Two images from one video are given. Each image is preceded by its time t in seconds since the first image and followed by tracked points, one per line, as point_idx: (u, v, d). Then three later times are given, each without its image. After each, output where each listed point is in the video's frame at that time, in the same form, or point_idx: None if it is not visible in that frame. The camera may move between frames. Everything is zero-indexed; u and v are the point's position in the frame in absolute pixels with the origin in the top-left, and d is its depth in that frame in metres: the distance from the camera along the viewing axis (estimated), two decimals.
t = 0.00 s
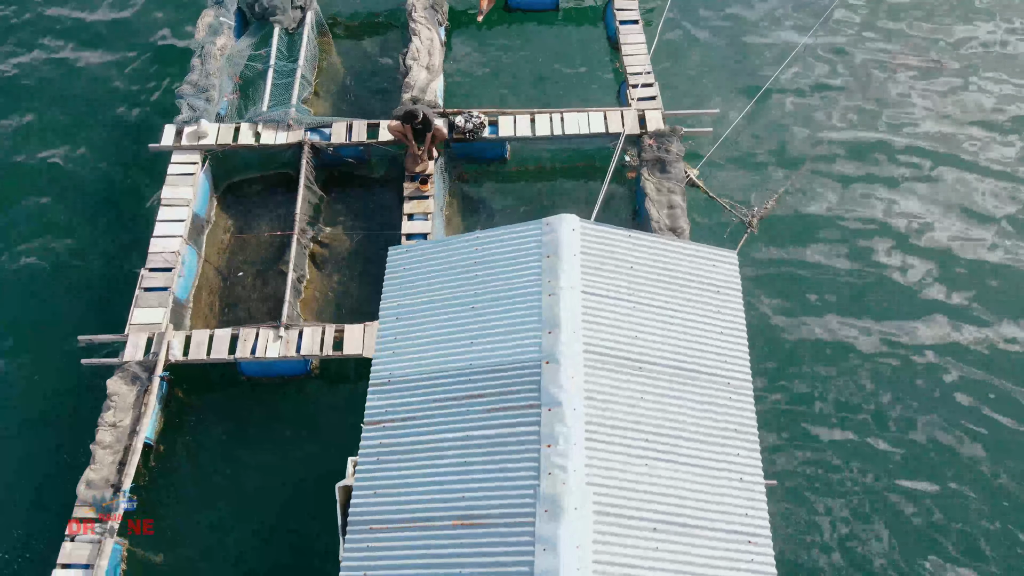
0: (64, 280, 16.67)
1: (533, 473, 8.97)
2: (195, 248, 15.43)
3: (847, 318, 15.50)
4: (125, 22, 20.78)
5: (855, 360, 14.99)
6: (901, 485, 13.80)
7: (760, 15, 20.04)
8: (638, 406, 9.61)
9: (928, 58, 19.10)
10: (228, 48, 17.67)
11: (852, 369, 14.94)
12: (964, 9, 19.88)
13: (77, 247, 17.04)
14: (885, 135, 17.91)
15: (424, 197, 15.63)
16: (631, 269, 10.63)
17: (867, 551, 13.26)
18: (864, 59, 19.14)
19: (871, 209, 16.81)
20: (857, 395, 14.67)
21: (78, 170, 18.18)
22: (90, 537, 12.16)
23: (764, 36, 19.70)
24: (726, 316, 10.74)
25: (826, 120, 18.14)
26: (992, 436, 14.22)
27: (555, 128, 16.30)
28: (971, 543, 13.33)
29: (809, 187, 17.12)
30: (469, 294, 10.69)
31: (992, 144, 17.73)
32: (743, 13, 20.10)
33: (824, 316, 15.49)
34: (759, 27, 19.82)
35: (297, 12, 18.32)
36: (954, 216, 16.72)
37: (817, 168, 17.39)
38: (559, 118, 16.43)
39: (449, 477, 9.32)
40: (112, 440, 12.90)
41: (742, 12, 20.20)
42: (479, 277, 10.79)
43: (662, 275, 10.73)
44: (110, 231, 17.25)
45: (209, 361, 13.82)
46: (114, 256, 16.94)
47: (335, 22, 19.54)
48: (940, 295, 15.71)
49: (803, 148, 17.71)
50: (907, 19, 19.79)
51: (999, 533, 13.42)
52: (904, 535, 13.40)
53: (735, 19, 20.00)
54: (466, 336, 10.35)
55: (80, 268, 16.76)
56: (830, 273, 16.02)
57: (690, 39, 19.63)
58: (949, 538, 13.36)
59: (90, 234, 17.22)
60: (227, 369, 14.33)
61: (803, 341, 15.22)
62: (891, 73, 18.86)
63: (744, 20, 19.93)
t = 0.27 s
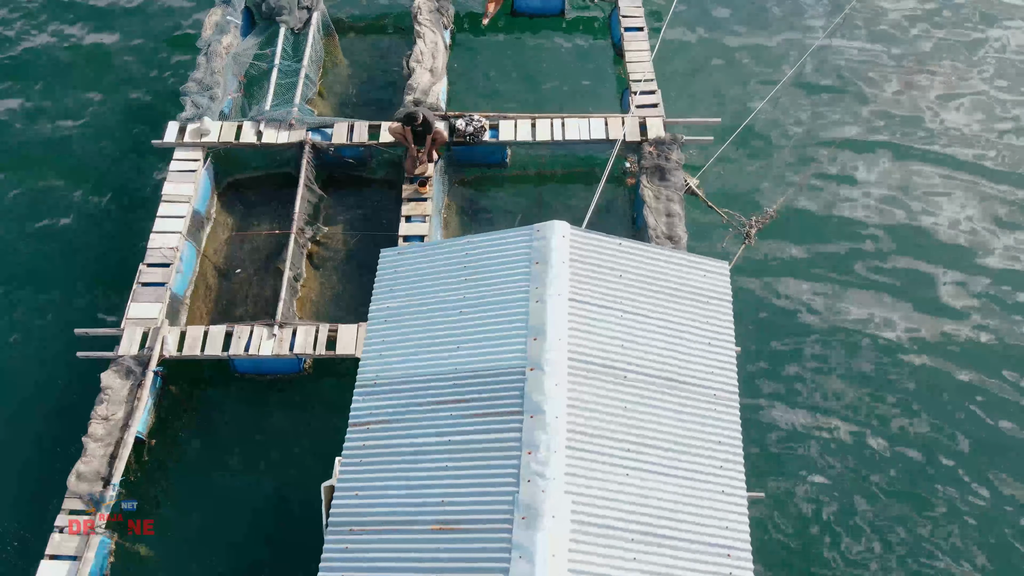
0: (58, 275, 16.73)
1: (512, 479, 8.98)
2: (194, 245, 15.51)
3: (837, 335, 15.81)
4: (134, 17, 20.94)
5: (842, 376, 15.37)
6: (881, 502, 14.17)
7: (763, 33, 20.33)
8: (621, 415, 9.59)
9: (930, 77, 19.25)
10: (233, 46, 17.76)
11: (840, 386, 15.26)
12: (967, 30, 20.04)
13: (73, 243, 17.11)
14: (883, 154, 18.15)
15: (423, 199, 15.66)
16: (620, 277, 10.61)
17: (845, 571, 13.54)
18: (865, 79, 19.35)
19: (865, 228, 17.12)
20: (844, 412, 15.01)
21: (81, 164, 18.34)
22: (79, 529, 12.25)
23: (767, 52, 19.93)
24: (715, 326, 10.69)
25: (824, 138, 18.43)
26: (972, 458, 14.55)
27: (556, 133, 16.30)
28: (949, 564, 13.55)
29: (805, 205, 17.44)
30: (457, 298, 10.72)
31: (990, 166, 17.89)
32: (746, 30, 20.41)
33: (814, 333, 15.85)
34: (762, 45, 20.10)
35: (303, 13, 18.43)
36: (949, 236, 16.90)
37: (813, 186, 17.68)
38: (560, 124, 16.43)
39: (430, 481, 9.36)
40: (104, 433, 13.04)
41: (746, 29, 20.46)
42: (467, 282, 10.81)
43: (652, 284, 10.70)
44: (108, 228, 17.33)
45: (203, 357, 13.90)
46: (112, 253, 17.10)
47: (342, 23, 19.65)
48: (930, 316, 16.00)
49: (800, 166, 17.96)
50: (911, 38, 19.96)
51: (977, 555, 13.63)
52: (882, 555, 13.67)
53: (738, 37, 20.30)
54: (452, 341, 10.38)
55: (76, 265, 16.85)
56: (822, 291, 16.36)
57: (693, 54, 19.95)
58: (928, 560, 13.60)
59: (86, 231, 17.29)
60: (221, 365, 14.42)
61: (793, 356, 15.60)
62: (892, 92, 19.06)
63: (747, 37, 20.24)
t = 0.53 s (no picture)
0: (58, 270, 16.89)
1: (489, 484, 8.99)
2: (192, 241, 15.63)
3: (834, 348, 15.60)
4: (145, 14, 21.17)
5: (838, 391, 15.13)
6: (875, 518, 13.91)
7: (770, 41, 20.16)
8: (601, 424, 9.59)
9: (937, 90, 19.07)
10: (239, 45, 17.90)
11: (834, 400, 15.05)
12: (977, 44, 19.84)
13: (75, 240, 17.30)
14: (888, 166, 17.93)
15: (420, 201, 15.68)
16: (606, 286, 10.62)
17: None
18: (872, 90, 19.16)
19: (866, 241, 16.91)
20: (839, 426, 14.78)
21: (85, 160, 18.52)
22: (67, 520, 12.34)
23: (773, 62, 19.79)
24: (701, 337, 10.67)
25: (829, 149, 18.20)
26: (970, 476, 14.27)
27: (555, 138, 16.29)
28: None
29: (806, 216, 17.21)
30: (444, 301, 10.74)
31: (996, 181, 17.67)
32: (753, 39, 20.25)
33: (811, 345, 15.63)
34: (768, 54, 19.95)
35: (309, 13, 18.51)
36: (952, 250, 16.68)
37: (815, 197, 17.45)
38: (560, 129, 16.41)
39: (408, 483, 9.38)
40: (96, 426, 13.14)
41: (753, 38, 20.31)
42: (454, 286, 10.83)
43: (638, 293, 10.70)
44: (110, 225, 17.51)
45: (196, 353, 14.02)
46: (112, 251, 17.27)
47: (348, 24, 19.72)
48: (930, 330, 15.76)
49: (803, 176, 17.75)
50: (920, 50, 19.76)
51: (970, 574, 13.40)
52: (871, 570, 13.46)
53: (744, 45, 20.15)
54: (436, 344, 10.40)
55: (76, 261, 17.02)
56: (820, 302, 16.12)
57: (698, 62, 19.78)
58: None
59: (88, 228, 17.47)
60: (214, 362, 14.52)
61: (788, 369, 15.37)
62: (898, 105, 18.88)
63: (754, 46, 20.10)
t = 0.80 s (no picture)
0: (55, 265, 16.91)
1: (461, 487, 8.96)
2: (189, 237, 15.73)
3: (829, 360, 15.38)
4: (151, 8, 21.26)
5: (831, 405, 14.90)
6: (867, 534, 13.64)
7: (775, 48, 19.95)
8: (577, 430, 9.54)
9: (945, 100, 18.77)
10: (243, 43, 18.08)
11: (828, 413, 14.82)
12: (987, 55, 19.55)
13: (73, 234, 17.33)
14: (892, 176, 17.65)
15: (416, 203, 15.72)
16: (589, 291, 10.58)
17: None
18: (877, 99, 18.89)
19: (866, 252, 16.65)
20: (832, 439, 14.54)
21: (85, 152, 18.60)
22: (53, 511, 12.43)
23: (778, 68, 19.57)
24: (684, 345, 10.59)
25: (831, 158, 17.95)
26: (966, 493, 13.97)
27: (553, 144, 16.33)
28: None
29: (806, 225, 16.98)
30: (426, 303, 10.74)
31: (1002, 194, 17.41)
32: (759, 45, 20.02)
33: (806, 357, 15.42)
34: (773, 61, 19.71)
35: (313, 13, 18.62)
36: (954, 263, 16.44)
37: (816, 206, 17.21)
38: (558, 134, 16.46)
39: (381, 484, 9.37)
40: (85, 418, 13.25)
41: (758, 44, 20.10)
42: (438, 287, 10.83)
43: (622, 299, 10.64)
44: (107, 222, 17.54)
45: (188, 348, 14.11)
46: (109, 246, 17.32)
47: (352, 24, 19.76)
48: (929, 344, 15.49)
49: (804, 185, 17.52)
50: (928, 59, 19.48)
51: None
52: None
53: (749, 51, 19.92)
54: (417, 345, 10.39)
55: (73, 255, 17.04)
56: (817, 314, 15.88)
57: (702, 66, 19.53)
58: None
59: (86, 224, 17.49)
60: (205, 357, 14.59)
61: (780, 381, 15.15)
62: (905, 114, 18.60)
63: (759, 52, 19.88)
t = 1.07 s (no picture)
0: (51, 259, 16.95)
1: (435, 487, 8.94)
2: (186, 232, 15.81)
3: (824, 372, 15.15)
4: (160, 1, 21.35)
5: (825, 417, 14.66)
6: (856, 550, 13.45)
7: (781, 55, 19.72)
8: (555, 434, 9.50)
9: (952, 110, 18.44)
10: (247, 41, 18.22)
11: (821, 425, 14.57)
12: (997, 64, 19.19)
13: (68, 228, 17.33)
14: (895, 187, 17.38)
15: (411, 204, 15.74)
16: (574, 295, 10.54)
17: None
18: (883, 108, 18.62)
19: (866, 263, 16.39)
20: (824, 451, 14.31)
21: (85, 144, 18.65)
22: (38, 499, 12.54)
23: (783, 75, 19.33)
24: (667, 352, 10.53)
25: (833, 168, 17.70)
26: (960, 511, 13.72)
27: (551, 148, 16.29)
28: None
29: (805, 235, 16.77)
30: (410, 302, 10.73)
31: (1008, 207, 17.09)
32: (764, 51, 19.78)
33: (800, 368, 15.19)
34: (778, 68, 19.49)
35: (318, 13, 18.74)
36: (954, 276, 16.19)
37: (816, 216, 17.02)
38: (556, 138, 16.41)
39: (357, 482, 9.36)
40: (74, 408, 13.34)
41: (764, 50, 19.85)
42: (422, 288, 10.82)
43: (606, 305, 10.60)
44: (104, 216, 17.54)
45: (179, 342, 14.16)
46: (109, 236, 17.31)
47: (357, 25, 19.88)
48: (927, 358, 15.26)
49: (805, 194, 17.29)
50: (937, 68, 19.16)
51: None
52: None
53: (754, 57, 19.70)
54: (399, 344, 10.39)
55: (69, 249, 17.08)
56: (813, 324, 15.65)
57: (706, 73, 19.36)
58: None
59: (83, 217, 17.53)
60: (197, 351, 14.67)
61: (773, 391, 14.92)
62: (911, 124, 18.31)
63: (764, 59, 19.65)
